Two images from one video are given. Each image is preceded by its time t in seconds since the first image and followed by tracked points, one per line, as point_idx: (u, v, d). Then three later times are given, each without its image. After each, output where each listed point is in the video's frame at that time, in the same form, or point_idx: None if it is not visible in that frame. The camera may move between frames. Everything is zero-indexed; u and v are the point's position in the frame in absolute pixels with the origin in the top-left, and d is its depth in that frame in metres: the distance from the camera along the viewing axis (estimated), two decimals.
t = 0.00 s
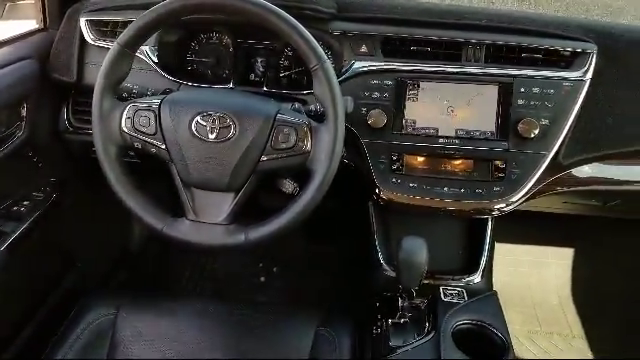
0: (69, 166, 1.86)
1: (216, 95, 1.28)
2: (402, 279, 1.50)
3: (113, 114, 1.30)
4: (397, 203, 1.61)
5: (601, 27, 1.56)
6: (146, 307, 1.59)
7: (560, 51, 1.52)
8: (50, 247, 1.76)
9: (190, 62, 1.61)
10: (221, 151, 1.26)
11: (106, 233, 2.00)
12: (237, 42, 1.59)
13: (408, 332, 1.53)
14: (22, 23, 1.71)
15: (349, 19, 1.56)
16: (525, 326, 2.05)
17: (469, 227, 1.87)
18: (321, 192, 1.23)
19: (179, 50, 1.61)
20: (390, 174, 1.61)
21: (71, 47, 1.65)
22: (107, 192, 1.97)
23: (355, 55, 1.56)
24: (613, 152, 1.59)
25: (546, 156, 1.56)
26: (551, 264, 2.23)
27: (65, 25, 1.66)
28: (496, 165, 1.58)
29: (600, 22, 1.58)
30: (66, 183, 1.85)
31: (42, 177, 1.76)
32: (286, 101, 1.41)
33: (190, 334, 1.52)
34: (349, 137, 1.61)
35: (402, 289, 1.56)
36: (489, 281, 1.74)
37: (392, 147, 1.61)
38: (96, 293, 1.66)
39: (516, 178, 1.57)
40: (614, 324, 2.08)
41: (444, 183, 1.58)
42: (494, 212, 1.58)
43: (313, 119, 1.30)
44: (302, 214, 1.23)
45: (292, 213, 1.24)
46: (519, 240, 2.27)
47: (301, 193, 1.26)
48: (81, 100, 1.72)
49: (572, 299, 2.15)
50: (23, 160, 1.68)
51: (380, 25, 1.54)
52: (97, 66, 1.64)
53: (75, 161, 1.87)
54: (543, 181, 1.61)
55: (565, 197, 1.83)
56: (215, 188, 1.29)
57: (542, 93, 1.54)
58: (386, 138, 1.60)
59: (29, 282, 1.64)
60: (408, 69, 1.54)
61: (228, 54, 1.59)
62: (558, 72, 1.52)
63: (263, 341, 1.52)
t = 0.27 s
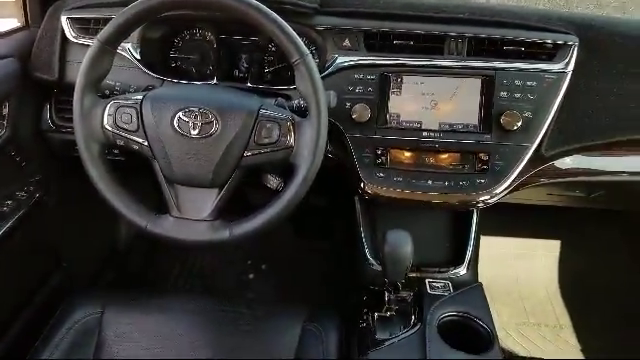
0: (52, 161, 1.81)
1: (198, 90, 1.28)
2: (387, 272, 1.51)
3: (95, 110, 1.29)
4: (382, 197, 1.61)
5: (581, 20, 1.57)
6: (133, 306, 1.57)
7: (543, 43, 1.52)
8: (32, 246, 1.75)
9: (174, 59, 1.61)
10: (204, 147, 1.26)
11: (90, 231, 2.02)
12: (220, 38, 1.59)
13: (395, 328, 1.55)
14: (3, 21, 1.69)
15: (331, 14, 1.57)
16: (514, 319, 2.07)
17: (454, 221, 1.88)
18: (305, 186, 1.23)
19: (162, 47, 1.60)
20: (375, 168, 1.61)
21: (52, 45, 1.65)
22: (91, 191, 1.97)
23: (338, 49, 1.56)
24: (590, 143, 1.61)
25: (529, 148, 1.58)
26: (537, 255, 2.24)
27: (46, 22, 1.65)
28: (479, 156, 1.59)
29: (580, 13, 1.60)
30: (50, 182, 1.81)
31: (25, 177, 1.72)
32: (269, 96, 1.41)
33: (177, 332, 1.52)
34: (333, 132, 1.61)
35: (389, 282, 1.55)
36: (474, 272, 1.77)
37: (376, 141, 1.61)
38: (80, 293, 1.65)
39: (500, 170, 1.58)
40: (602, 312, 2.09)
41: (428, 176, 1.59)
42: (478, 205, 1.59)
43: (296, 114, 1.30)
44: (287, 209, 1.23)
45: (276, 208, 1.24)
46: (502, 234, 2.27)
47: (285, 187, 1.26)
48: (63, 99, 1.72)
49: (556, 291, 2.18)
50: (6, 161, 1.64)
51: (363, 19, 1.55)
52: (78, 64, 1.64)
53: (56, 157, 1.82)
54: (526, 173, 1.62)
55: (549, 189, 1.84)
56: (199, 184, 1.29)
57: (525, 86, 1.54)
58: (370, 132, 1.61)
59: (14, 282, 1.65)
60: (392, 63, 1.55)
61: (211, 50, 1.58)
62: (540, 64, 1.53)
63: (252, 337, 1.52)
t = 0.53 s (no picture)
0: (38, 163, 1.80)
1: (182, 91, 1.29)
2: (375, 268, 1.52)
3: (79, 112, 1.30)
4: (369, 194, 1.62)
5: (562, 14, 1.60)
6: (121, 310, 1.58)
7: (524, 39, 1.54)
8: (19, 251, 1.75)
9: (159, 60, 1.61)
10: (189, 147, 1.26)
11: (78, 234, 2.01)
12: (204, 39, 1.59)
13: (384, 321, 1.53)
14: None
15: (316, 12, 1.58)
16: (504, 313, 2.07)
17: (442, 218, 1.88)
18: (291, 185, 1.24)
19: (146, 47, 1.60)
20: (361, 166, 1.62)
21: (36, 48, 1.64)
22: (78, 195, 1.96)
23: (322, 48, 1.56)
24: (573, 137, 1.61)
25: (512, 142, 1.59)
26: (526, 250, 2.26)
27: (30, 26, 1.65)
28: (463, 153, 1.60)
29: (561, 9, 1.62)
30: (37, 186, 1.81)
31: (11, 182, 1.71)
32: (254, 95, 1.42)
33: (166, 334, 1.52)
34: (319, 130, 1.62)
35: (377, 278, 1.55)
36: (461, 268, 1.78)
37: (362, 139, 1.62)
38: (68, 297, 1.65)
39: (484, 165, 1.60)
40: (589, 308, 2.12)
41: (414, 173, 1.60)
42: (463, 200, 1.60)
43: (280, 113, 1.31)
44: (273, 207, 1.24)
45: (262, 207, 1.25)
46: (493, 228, 2.27)
47: (270, 186, 1.27)
48: (48, 102, 1.70)
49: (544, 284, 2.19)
50: None
51: (347, 18, 1.56)
52: (62, 66, 1.64)
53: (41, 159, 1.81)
54: (510, 167, 1.63)
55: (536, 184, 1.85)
56: (184, 185, 1.29)
57: (507, 81, 1.56)
58: (356, 130, 1.62)
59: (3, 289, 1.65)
60: (376, 61, 1.56)
61: (196, 51, 1.59)
62: (522, 60, 1.55)
63: (241, 337, 1.52)
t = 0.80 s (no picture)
0: (21, 166, 1.80)
1: (165, 91, 1.28)
2: (362, 266, 1.52)
3: (60, 114, 1.30)
4: (355, 193, 1.62)
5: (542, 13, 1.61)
6: (107, 313, 1.58)
7: (504, 37, 1.56)
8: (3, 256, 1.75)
9: (143, 61, 1.62)
10: (172, 148, 1.27)
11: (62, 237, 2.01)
12: (187, 40, 1.60)
13: (371, 318, 1.53)
14: None
15: (298, 13, 1.58)
16: (490, 309, 2.09)
17: (427, 215, 1.89)
18: (276, 183, 1.25)
19: (130, 49, 1.61)
20: (347, 165, 1.63)
21: (17, 51, 1.64)
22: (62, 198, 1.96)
23: (305, 48, 1.58)
24: (553, 133, 1.62)
25: (494, 140, 1.61)
26: (510, 244, 2.29)
27: (10, 28, 1.65)
28: (447, 152, 1.62)
29: (539, 7, 1.64)
30: (20, 189, 1.80)
31: None
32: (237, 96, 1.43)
33: (154, 336, 1.52)
34: (304, 130, 1.64)
35: (363, 276, 1.57)
36: (447, 264, 1.78)
37: (347, 138, 1.63)
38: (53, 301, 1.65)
39: (467, 163, 1.61)
40: (574, 303, 2.14)
41: (398, 171, 1.62)
42: (447, 197, 1.62)
43: (264, 113, 1.32)
44: (259, 206, 1.25)
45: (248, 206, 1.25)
46: (478, 224, 2.30)
47: (256, 186, 1.27)
48: (29, 105, 1.69)
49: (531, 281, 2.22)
50: None
51: (328, 18, 1.56)
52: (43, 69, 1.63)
53: (24, 163, 1.81)
54: (494, 164, 1.64)
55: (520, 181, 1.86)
56: (168, 186, 1.30)
57: (488, 79, 1.58)
58: (340, 129, 1.63)
59: None
60: (359, 60, 1.57)
61: (179, 52, 1.60)
62: (501, 58, 1.57)
63: (229, 337, 1.53)
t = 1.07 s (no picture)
0: None
1: (143, 93, 1.28)
2: (345, 266, 1.53)
3: (37, 117, 1.29)
4: (337, 193, 1.62)
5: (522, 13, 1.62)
6: (89, 317, 1.57)
7: (484, 36, 1.57)
8: None
9: (123, 63, 1.61)
10: (151, 150, 1.26)
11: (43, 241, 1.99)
12: (167, 41, 1.59)
13: (353, 318, 1.54)
14: None
15: (279, 14, 1.57)
16: (474, 307, 2.11)
17: (410, 218, 1.87)
18: (258, 184, 1.24)
19: (110, 51, 1.60)
20: (329, 165, 1.63)
21: None
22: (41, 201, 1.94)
23: (286, 49, 1.58)
24: (533, 132, 1.64)
25: (474, 139, 1.62)
26: (494, 243, 2.29)
27: None
28: (427, 151, 1.62)
29: (518, 7, 1.65)
30: None
31: None
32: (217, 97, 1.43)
33: (137, 339, 1.52)
34: (287, 131, 1.64)
35: (346, 275, 1.57)
36: (430, 263, 1.79)
37: (328, 138, 1.63)
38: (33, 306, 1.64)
39: (447, 163, 1.62)
40: (556, 299, 2.16)
41: (380, 171, 1.62)
42: (429, 196, 1.62)
43: (244, 113, 1.32)
44: (241, 207, 1.24)
45: (229, 207, 1.25)
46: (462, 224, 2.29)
47: (237, 187, 1.27)
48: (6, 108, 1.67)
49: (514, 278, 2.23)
50: None
51: (308, 18, 1.56)
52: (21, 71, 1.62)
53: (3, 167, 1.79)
54: (475, 162, 1.65)
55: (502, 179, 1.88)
56: (148, 188, 1.29)
57: (467, 79, 1.59)
58: (322, 129, 1.63)
59: None
60: (340, 61, 1.58)
61: (159, 53, 1.59)
62: (480, 58, 1.58)
63: (212, 340, 1.53)
